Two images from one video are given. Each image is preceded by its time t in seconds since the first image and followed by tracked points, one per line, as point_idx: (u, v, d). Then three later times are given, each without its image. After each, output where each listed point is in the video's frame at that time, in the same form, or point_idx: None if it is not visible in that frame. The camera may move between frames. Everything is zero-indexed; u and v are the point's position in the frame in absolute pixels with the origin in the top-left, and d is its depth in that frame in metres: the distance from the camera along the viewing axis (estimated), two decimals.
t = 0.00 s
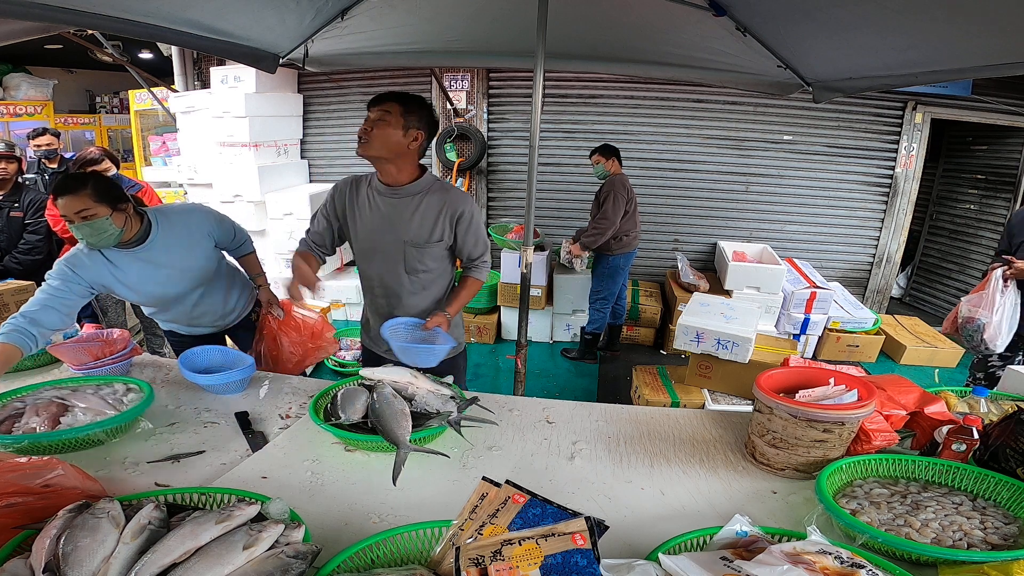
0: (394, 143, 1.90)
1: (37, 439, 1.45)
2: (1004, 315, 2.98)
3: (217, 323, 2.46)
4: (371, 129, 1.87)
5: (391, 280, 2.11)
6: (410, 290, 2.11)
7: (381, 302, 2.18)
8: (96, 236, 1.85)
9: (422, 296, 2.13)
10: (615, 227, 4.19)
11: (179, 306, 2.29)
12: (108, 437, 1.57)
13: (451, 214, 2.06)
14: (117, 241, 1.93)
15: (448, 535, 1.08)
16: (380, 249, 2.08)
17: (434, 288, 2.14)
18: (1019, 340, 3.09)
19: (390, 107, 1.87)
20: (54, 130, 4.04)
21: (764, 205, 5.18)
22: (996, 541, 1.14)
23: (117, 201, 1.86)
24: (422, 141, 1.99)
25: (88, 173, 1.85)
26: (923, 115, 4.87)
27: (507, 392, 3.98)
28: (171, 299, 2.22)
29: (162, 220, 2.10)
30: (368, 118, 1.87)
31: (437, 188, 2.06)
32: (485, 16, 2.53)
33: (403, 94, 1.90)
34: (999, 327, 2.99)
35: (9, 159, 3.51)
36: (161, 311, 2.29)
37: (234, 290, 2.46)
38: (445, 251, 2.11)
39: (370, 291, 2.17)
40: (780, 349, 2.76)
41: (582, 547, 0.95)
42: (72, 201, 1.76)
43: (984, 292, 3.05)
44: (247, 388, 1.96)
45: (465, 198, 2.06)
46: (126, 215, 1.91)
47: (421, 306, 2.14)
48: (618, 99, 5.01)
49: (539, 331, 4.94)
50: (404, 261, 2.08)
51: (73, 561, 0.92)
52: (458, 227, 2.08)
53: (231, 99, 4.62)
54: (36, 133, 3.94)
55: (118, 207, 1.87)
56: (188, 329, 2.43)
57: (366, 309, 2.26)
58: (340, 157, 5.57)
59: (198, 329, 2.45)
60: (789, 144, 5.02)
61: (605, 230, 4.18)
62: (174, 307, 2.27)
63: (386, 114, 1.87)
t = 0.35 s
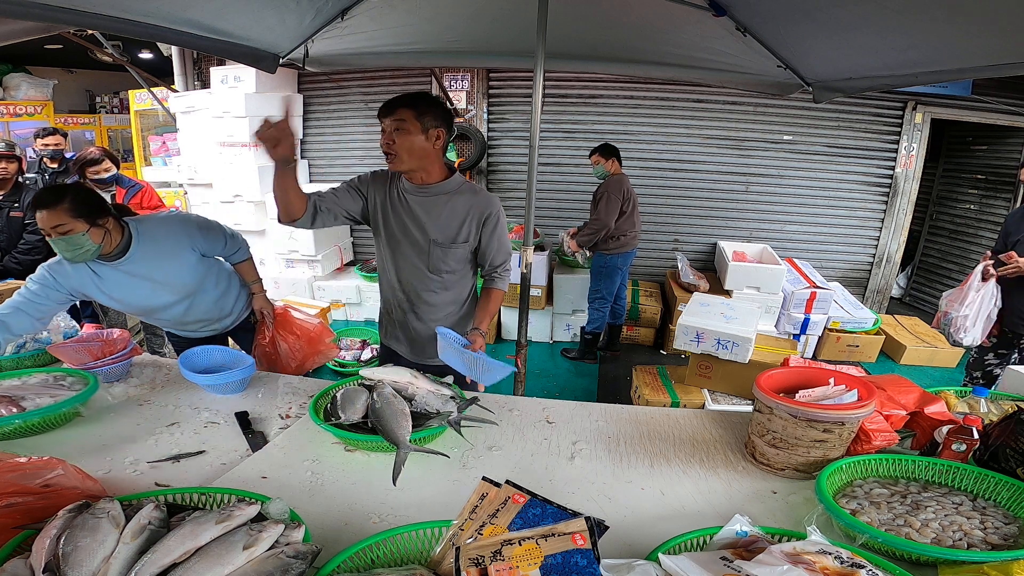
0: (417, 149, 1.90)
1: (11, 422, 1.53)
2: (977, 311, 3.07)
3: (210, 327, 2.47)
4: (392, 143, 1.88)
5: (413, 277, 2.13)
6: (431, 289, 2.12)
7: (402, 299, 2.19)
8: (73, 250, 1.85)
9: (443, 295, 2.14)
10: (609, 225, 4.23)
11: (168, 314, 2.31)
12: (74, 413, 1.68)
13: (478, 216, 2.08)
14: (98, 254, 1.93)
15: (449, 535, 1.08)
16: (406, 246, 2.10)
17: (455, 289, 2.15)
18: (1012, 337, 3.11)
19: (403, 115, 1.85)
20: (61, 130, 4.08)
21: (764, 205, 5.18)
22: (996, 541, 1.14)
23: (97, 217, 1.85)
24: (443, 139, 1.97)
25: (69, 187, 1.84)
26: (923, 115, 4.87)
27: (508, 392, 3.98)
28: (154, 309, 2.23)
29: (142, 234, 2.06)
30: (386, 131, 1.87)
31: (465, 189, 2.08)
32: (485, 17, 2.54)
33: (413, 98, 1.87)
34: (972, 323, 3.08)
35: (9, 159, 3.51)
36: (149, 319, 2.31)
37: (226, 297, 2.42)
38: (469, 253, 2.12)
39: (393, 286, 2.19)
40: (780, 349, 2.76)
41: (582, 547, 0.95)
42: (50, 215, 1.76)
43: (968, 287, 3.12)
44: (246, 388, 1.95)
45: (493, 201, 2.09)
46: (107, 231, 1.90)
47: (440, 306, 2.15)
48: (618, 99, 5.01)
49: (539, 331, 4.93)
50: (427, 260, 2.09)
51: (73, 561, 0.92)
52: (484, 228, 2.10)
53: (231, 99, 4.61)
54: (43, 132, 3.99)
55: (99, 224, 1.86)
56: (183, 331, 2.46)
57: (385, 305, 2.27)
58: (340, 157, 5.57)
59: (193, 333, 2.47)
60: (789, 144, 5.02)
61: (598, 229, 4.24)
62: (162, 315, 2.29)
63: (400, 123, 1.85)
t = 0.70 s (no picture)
0: (442, 157, 1.89)
1: None
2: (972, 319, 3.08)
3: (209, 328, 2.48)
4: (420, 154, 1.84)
5: (420, 279, 2.14)
6: (438, 291, 2.13)
7: (410, 301, 2.21)
8: (55, 261, 1.85)
9: (448, 298, 2.15)
10: (598, 226, 4.33)
11: (161, 318, 2.32)
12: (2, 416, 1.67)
13: (484, 219, 2.07)
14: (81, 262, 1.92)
15: (449, 535, 1.08)
16: (413, 249, 2.12)
17: (461, 292, 2.16)
18: (1010, 336, 3.11)
19: (432, 126, 1.81)
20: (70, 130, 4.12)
21: (764, 205, 5.18)
22: (996, 541, 1.14)
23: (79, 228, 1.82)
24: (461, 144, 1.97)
25: (49, 194, 1.80)
26: (923, 115, 4.87)
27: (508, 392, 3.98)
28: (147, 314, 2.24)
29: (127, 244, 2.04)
30: (415, 143, 1.81)
31: (471, 191, 2.07)
32: (485, 17, 2.54)
33: (437, 107, 1.81)
34: (966, 329, 3.09)
35: (9, 158, 3.51)
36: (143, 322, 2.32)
37: (221, 300, 2.42)
38: (475, 256, 2.12)
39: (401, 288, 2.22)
40: (780, 349, 2.76)
41: (582, 547, 0.95)
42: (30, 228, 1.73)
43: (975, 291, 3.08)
44: (245, 389, 1.95)
45: (498, 203, 2.06)
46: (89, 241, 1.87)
47: (447, 307, 2.17)
48: (618, 99, 5.01)
49: (539, 331, 4.93)
50: (434, 263, 2.10)
51: (73, 561, 0.92)
52: (490, 231, 2.09)
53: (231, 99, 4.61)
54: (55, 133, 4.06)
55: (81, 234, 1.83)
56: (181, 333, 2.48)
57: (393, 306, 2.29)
58: (340, 157, 5.58)
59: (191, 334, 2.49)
60: (789, 144, 5.02)
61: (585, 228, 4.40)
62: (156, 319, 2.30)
63: (429, 135, 1.81)
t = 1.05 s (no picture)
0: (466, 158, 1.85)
1: None
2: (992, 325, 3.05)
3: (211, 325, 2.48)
4: (449, 153, 1.79)
5: (431, 283, 2.12)
6: (451, 292, 2.15)
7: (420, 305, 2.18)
8: (80, 249, 1.91)
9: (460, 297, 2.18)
10: (592, 225, 4.35)
11: (165, 308, 2.31)
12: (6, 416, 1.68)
13: (493, 217, 2.08)
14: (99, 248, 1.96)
15: (448, 536, 1.08)
16: (425, 255, 2.07)
17: (471, 290, 2.20)
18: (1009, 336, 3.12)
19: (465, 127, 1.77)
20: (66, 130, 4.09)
21: (764, 205, 5.18)
22: (995, 541, 1.14)
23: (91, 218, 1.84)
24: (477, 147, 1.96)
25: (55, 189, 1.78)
26: (923, 115, 4.87)
27: (508, 392, 3.98)
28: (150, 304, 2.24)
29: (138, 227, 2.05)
30: (447, 142, 1.76)
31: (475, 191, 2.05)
32: (485, 17, 2.54)
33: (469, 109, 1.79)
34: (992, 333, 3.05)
35: (10, 158, 3.51)
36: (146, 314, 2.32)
37: (224, 295, 2.42)
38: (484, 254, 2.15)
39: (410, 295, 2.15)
40: (780, 349, 2.76)
41: (582, 547, 0.95)
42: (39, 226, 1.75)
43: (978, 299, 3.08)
44: (245, 388, 1.95)
45: (503, 200, 2.09)
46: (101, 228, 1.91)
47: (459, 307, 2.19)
48: (618, 99, 5.01)
49: (539, 331, 4.93)
50: (446, 265, 2.09)
51: (73, 561, 0.92)
52: (498, 229, 2.11)
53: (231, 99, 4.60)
54: (49, 133, 4.01)
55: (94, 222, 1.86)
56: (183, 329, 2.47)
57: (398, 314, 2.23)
58: (340, 157, 5.58)
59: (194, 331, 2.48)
60: (789, 144, 5.02)
61: (579, 225, 4.38)
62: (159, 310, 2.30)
63: (461, 136, 1.78)
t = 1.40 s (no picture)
0: (425, 156, 1.88)
1: None
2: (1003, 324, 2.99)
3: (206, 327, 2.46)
4: (398, 158, 1.84)
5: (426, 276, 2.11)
6: (445, 287, 2.13)
7: (413, 300, 2.17)
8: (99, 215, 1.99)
9: (455, 292, 2.16)
10: (594, 225, 4.33)
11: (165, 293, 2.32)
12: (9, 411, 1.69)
13: (486, 210, 2.12)
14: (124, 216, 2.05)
15: (448, 535, 1.08)
16: (418, 245, 2.07)
17: (466, 285, 2.18)
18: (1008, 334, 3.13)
19: (405, 128, 1.81)
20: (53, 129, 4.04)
21: (764, 205, 5.18)
22: (995, 541, 1.14)
23: (114, 182, 1.94)
24: (446, 143, 1.95)
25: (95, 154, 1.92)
26: (923, 115, 4.87)
27: (507, 392, 3.98)
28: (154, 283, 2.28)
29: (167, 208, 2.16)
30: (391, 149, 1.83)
31: (468, 185, 2.10)
32: (485, 17, 2.54)
33: (412, 108, 1.81)
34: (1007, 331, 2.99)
35: (10, 158, 3.49)
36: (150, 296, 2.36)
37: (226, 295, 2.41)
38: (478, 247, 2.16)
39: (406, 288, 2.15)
40: (780, 349, 2.76)
41: (582, 547, 0.95)
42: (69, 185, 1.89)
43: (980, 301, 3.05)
44: (245, 388, 1.95)
45: (497, 194, 2.13)
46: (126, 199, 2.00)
47: (453, 303, 2.17)
48: (618, 99, 5.01)
49: (539, 331, 4.93)
50: (439, 257, 2.09)
51: (73, 561, 0.92)
52: (492, 222, 2.14)
53: (231, 99, 4.60)
54: (37, 133, 3.94)
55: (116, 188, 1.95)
56: (181, 326, 2.47)
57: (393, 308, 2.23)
58: (340, 157, 5.58)
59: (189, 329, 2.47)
60: (789, 144, 5.02)
61: (581, 225, 4.36)
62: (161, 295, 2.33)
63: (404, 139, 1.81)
